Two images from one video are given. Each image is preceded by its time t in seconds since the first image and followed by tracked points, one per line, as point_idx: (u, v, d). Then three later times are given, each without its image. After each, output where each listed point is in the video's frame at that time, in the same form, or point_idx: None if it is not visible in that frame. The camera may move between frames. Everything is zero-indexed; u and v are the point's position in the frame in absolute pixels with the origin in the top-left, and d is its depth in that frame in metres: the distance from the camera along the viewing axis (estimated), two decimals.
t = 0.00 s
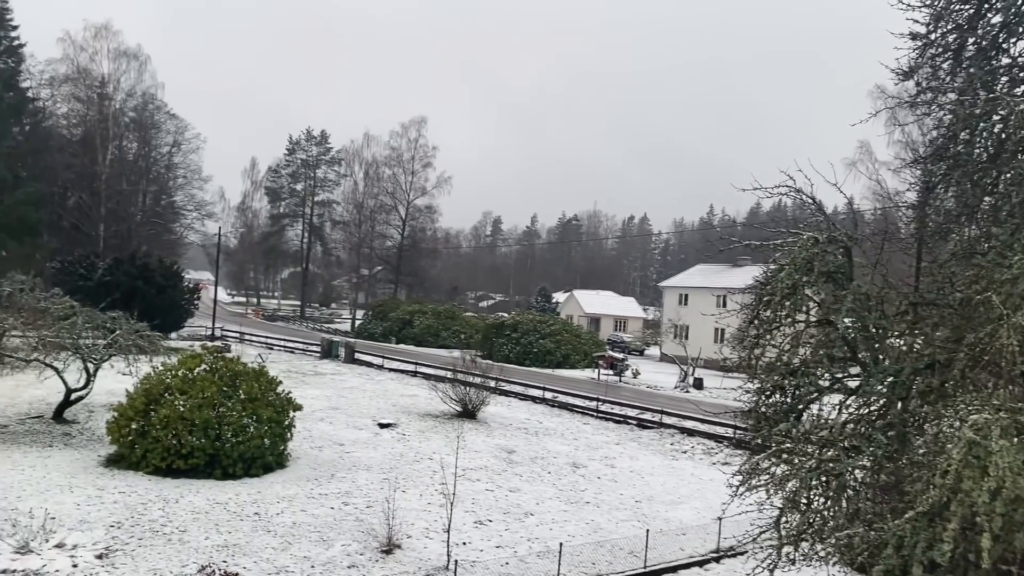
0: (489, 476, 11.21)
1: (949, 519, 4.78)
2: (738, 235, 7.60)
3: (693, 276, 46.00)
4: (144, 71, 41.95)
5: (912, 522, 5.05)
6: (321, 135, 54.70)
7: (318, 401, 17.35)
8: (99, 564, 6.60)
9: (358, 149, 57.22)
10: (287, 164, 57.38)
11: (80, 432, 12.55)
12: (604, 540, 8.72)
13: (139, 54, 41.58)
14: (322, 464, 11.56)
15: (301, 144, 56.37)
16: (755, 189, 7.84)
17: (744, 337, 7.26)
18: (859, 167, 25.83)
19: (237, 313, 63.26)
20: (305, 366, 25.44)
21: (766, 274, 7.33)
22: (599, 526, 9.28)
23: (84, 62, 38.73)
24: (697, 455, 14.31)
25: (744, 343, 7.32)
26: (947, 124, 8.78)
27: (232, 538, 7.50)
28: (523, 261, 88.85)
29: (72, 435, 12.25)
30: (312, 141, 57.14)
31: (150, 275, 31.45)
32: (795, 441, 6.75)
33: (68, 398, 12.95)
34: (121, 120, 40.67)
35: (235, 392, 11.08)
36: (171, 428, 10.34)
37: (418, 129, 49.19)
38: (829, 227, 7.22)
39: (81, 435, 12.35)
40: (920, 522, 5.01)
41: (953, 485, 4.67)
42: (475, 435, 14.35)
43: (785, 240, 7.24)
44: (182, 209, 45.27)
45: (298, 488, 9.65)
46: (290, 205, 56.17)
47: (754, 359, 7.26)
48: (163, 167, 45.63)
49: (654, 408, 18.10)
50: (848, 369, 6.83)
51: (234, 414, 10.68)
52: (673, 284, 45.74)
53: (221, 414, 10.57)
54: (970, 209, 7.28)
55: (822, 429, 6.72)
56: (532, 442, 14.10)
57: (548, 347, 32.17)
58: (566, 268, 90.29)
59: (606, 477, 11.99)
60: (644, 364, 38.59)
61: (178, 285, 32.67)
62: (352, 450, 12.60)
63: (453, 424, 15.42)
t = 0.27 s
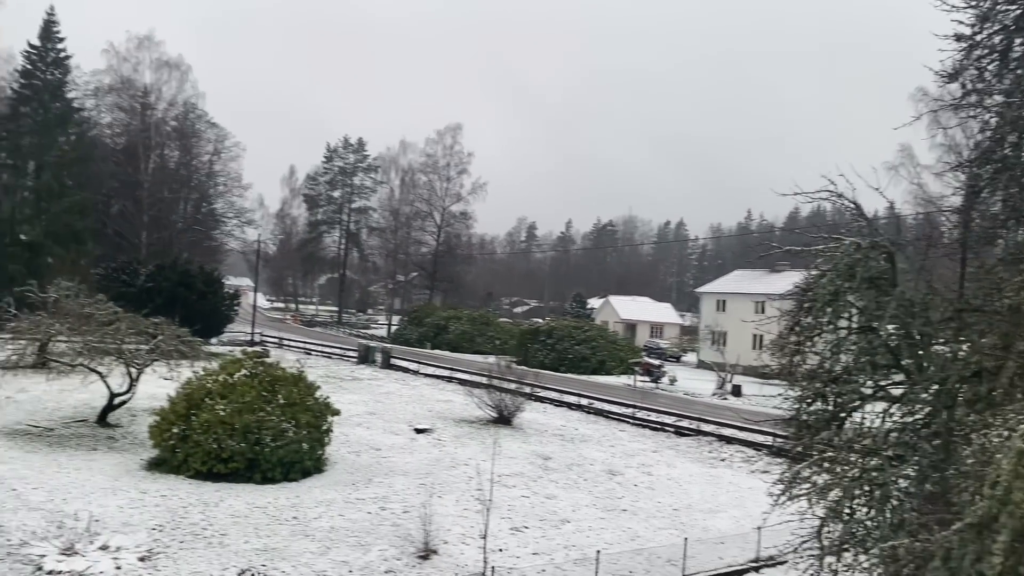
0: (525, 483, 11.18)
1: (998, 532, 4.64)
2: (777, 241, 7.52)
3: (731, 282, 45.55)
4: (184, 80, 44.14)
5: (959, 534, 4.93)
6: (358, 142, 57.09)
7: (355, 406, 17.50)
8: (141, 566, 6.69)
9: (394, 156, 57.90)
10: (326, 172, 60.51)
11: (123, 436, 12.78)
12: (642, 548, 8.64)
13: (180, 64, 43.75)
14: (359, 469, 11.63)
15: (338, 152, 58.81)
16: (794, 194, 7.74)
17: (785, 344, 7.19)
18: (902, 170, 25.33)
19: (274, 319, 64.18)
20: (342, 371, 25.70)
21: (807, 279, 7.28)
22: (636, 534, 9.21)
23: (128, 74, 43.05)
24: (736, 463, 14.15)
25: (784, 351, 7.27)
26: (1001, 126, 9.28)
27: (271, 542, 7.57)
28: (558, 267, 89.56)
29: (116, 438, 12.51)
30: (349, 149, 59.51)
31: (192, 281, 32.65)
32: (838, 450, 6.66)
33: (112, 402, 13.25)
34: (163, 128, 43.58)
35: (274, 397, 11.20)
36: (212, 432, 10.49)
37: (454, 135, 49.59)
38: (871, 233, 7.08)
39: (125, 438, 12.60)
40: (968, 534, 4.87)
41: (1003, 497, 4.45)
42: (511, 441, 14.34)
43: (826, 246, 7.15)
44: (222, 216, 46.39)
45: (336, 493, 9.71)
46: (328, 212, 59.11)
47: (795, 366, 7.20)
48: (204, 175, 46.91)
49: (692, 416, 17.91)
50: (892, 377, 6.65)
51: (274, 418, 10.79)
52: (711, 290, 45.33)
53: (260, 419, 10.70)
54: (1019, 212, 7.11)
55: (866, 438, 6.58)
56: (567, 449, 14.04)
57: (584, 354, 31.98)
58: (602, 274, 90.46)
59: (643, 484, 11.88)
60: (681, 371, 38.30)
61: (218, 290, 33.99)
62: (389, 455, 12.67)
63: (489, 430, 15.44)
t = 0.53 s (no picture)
0: (555, 489, 11.14)
1: None
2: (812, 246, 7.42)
3: (763, 287, 45.16)
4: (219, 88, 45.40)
5: (1002, 545, 4.79)
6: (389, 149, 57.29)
7: (386, 411, 17.61)
8: (177, 569, 6.74)
9: (424, 162, 58.49)
10: (356, 179, 60.27)
11: (158, 440, 12.97)
12: (674, 556, 8.56)
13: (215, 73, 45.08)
14: (390, 473, 11.67)
15: (370, 158, 58.89)
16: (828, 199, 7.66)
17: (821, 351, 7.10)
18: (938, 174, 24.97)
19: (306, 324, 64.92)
20: (373, 377, 25.88)
21: (843, 285, 7.18)
22: (668, 542, 9.13)
23: (164, 82, 43.81)
24: (769, 471, 14.00)
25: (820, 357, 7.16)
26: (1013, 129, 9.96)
27: (304, 546, 7.61)
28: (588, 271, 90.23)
29: (152, 442, 12.67)
30: (380, 156, 59.63)
31: (226, 287, 33.28)
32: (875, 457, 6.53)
33: (147, 406, 13.46)
34: (197, 136, 44.91)
35: (306, 402, 11.28)
36: (245, 436, 10.59)
37: (484, 140, 49.80)
38: (909, 238, 6.97)
39: (160, 442, 12.76)
40: (1012, 545, 4.73)
41: None
42: (542, 447, 14.31)
43: (862, 251, 7.05)
44: (255, 222, 47.93)
45: (367, 497, 9.76)
46: (359, 218, 58.62)
47: (830, 373, 7.11)
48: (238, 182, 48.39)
49: (725, 423, 17.77)
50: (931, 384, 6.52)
51: (306, 423, 10.85)
52: (743, 295, 44.98)
53: (293, 423, 10.76)
54: None
55: (904, 446, 6.42)
56: (598, 455, 13.99)
57: (615, 359, 31.87)
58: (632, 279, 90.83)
59: (675, 492, 11.79)
60: (713, 377, 38.07)
61: (252, 297, 34.39)
62: (419, 460, 12.70)
63: (520, 436, 15.44)
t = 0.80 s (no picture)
0: (585, 495, 11.11)
1: None
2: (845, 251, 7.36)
3: (795, 292, 44.74)
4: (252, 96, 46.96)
5: None
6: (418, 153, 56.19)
7: (416, 416, 17.71)
8: (210, 572, 6.79)
9: (453, 168, 58.98)
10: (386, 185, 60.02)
11: (192, 443, 13.14)
12: (706, 563, 8.49)
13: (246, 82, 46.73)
14: (420, 478, 11.71)
15: (398, 164, 58.80)
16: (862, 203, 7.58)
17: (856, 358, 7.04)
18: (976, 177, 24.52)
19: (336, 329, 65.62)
20: (403, 381, 26.00)
21: (877, 291, 7.11)
22: (699, 549, 9.07)
23: (197, 91, 45.54)
24: (802, 478, 13.83)
25: (854, 363, 7.11)
26: None
27: (335, 551, 7.66)
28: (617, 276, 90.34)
29: (186, 446, 12.84)
30: (409, 161, 59.43)
31: (257, 293, 33.63)
32: (912, 465, 6.43)
33: (181, 409, 13.65)
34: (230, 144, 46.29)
35: (338, 406, 11.35)
36: (277, 440, 10.70)
37: (512, 146, 49.92)
38: (946, 243, 6.87)
39: (193, 446, 12.92)
40: None
41: None
42: (573, 453, 14.29)
43: (897, 256, 6.96)
44: (287, 229, 48.37)
45: (398, 502, 9.81)
46: (389, 223, 58.52)
47: (864, 380, 7.04)
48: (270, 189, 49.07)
49: (757, 429, 17.62)
50: (969, 392, 6.41)
51: (337, 428, 10.93)
52: (774, 300, 44.63)
53: (324, 428, 10.85)
54: None
55: (942, 454, 6.29)
56: (628, 462, 13.93)
57: (644, 365, 31.65)
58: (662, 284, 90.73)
59: (706, 499, 11.68)
60: (745, 383, 37.79)
61: (283, 302, 34.76)
62: (449, 465, 12.73)
63: (550, 442, 15.44)
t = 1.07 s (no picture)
0: (616, 502, 11.07)
1: None
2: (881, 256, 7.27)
3: (828, 298, 44.36)
4: (285, 104, 47.77)
5: None
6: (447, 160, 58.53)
7: (446, 422, 17.80)
8: None
9: (482, 174, 59.44)
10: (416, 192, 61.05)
11: (226, 448, 13.30)
12: (739, 572, 8.40)
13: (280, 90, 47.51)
14: (451, 483, 11.74)
15: (429, 171, 60.07)
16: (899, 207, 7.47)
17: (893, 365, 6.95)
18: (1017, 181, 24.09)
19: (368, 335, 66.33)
20: (433, 387, 26.14)
21: (914, 296, 7.00)
22: (732, 557, 8.98)
23: (232, 99, 46.85)
24: (836, 486, 13.64)
25: (890, 370, 7.02)
26: None
27: (367, 555, 7.70)
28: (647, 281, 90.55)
29: (219, 450, 13.00)
30: (439, 168, 60.59)
31: (290, 298, 34.33)
32: (949, 474, 6.30)
33: (214, 414, 13.80)
34: (263, 151, 47.80)
35: (369, 411, 11.43)
36: (309, 445, 10.79)
37: (542, 152, 50.33)
38: (985, 247, 6.71)
39: (227, 450, 13.07)
40: None
41: None
42: (604, 460, 14.26)
43: (935, 261, 6.84)
44: (319, 235, 50.06)
45: (428, 508, 9.86)
46: (419, 229, 59.30)
47: (901, 387, 6.95)
48: (302, 197, 50.64)
49: (790, 436, 17.46)
50: (1010, 399, 6.26)
51: (368, 432, 11.00)
52: (807, 306, 44.34)
53: (356, 433, 10.93)
54: None
55: (981, 464, 6.15)
56: (659, 469, 13.87)
57: (675, 371, 31.33)
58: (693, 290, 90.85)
59: (738, 506, 11.59)
60: (777, 390, 37.58)
61: (314, 307, 35.27)
62: (479, 470, 12.76)
63: (581, 448, 15.43)
